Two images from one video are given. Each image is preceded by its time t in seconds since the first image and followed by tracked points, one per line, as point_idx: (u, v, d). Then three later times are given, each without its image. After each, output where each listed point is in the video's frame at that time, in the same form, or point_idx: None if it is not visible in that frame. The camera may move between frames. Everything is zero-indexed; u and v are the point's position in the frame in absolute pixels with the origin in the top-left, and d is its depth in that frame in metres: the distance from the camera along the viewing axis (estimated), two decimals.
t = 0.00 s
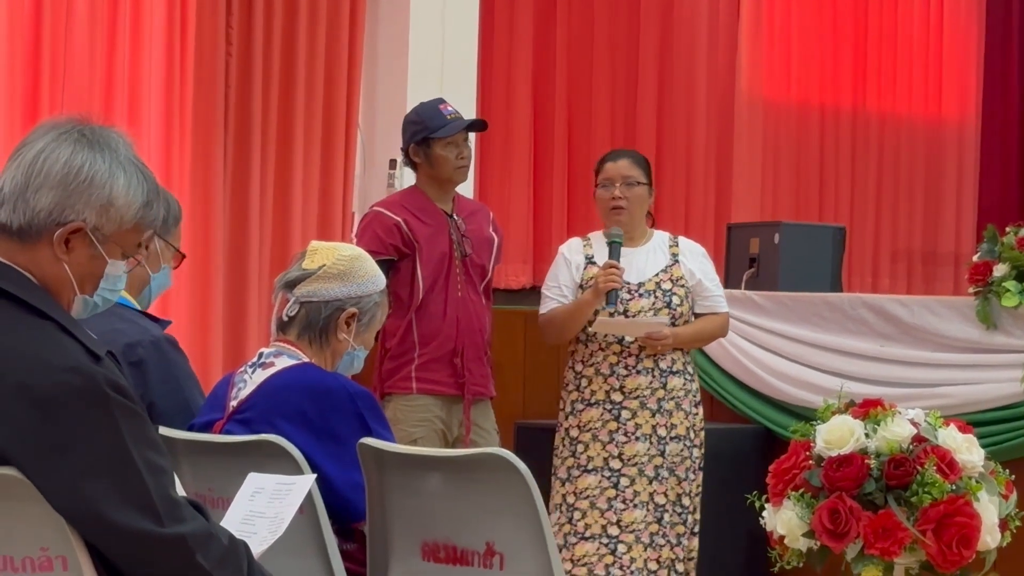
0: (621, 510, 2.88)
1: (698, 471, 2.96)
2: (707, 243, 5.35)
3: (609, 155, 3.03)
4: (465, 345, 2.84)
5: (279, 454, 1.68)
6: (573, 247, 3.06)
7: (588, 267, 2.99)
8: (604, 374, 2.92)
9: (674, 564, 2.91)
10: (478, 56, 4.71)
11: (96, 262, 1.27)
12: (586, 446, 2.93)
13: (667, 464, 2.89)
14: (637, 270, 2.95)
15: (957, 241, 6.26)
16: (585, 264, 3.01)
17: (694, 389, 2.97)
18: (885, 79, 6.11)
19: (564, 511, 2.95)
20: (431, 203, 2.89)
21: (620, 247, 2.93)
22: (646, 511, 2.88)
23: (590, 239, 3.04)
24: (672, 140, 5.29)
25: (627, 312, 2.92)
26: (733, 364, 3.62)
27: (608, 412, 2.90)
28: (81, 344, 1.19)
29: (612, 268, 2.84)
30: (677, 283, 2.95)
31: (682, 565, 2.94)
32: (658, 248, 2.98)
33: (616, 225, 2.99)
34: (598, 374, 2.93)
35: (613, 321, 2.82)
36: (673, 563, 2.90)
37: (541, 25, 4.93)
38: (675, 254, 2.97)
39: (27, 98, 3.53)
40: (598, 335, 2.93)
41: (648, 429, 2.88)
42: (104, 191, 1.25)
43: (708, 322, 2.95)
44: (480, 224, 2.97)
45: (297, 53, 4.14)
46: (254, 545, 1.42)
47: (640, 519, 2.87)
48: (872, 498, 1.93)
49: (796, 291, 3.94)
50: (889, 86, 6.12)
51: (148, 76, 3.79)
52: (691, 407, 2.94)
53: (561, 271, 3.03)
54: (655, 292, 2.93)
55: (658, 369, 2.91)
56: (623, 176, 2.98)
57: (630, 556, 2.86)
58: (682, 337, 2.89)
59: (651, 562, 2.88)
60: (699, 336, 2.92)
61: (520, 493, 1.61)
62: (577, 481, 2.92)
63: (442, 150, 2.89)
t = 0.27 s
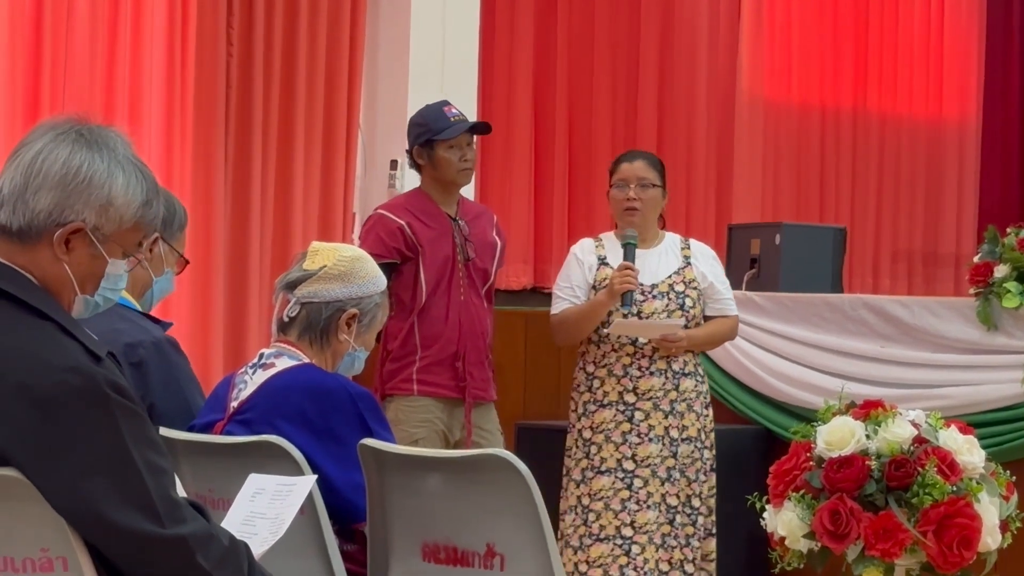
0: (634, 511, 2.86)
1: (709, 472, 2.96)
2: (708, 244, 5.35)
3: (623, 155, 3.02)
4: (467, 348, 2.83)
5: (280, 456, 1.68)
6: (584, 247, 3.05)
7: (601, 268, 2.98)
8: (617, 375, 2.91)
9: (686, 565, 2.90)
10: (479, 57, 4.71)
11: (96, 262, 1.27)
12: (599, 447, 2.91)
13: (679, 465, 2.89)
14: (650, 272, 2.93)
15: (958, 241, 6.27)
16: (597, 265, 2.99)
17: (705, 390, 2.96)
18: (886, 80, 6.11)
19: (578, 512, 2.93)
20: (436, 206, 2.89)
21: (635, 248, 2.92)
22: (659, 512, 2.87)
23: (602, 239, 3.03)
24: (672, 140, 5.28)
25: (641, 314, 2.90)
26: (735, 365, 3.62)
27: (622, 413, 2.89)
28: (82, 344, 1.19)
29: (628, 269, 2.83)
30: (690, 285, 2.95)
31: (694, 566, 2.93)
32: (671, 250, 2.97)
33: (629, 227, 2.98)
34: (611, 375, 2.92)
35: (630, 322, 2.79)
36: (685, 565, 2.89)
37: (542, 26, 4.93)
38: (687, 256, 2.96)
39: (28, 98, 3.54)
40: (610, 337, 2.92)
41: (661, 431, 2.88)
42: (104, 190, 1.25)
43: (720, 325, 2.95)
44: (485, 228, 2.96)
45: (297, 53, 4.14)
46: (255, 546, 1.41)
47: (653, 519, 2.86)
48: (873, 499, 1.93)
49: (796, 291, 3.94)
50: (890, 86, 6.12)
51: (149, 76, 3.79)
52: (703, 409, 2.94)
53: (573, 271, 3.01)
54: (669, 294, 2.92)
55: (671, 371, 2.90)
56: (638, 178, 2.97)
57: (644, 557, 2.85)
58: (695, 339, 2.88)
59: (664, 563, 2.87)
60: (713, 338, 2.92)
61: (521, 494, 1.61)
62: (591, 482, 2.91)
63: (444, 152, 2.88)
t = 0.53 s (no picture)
0: (646, 513, 2.84)
1: (719, 474, 2.93)
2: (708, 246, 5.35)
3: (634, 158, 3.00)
4: (470, 351, 2.83)
5: (280, 457, 1.68)
6: (595, 249, 3.03)
7: (613, 270, 2.95)
8: (629, 376, 2.88)
9: (697, 567, 2.87)
10: (479, 59, 4.70)
11: (96, 263, 1.27)
12: (612, 449, 2.88)
13: (690, 467, 2.87)
14: (663, 274, 2.91)
15: (958, 243, 6.28)
16: (609, 267, 2.97)
17: (714, 393, 2.95)
18: (887, 81, 6.11)
19: (595, 514, 2.90)
20: (444, 209, 2.90)
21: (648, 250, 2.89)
22: (670, 514, 2.85)
23: (613, 241, 3.01)
24: (673, 142, 5.28)
25: (654, 315, 2.88)
26: (734, 368, 3.64)
27: (634, 414, 2.86)
28: (82, 346, 1.19)
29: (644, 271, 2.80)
30: (702, 288, 2.93)
31: (705, 568, 2.90)
32: (681, 252, 2.95)
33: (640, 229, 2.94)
34: (623, 376, 2.89)
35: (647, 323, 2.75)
36: (696, 567, 2.87)
37: (543, 28, 4.93)
38: (698, 259, 2.95)
39: (28, 99, 3.54)
40: (622, 338, 2.89)
41: (672, 432, 2.86)
42: (102, 192, 1.25)
43: (730, 328, 2.95)
44: (492, 231, 2.95)
45: (298, 55, 4.14)
46: (255, 547, 1.42)
47: (664, 521, 2.84)
48: (874, 501, 1.93)
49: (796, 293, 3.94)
50: (890, 88, 6.12)
51: (150, 78, 3.79)
52: (712, 411, 2.92)
53: (585, 272, 2.99)
54: (681, 296, 2.90)
55: (682, 372, 2.88)
56: (650, 180, 2.94)
57: (655, 558, 2.83)
58: (708, 342, 2.87)
59: (673, 564, 2.86)
60: (724, 341, 2.91)
61: (521, 494, 1.61)
62: (607, 484, 2.88)
63: (449, 154, 2.88)
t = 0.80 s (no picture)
0: (656, 513, 2.83)
1: (725, 476, 2.94)
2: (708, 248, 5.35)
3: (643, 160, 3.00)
4: (481, 351, 2.82)
5: (281, 458, 1.68)
6: (603, 250, 3.02)
7: (621, 271, 2.95)
8: (639, 377, 2.87)
9: (705, 568, 2.87)
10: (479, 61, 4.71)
11: (96, 264, 1.27)
12: (624, 449, 2.87)
13: (699, 468, 2.87)
14: (671, 275, 2.90)
15: (957, 245, 6.28)
16: (618, 267, 2.96)
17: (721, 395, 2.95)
18: (887, 83, 6.11)
19: (608, 514, 2.89)
20: (456, 209, 2.89)
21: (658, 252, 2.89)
22: (679, 514, 2.85)
23: (621, 242, 3.00)
24: (673, 144, 5.28)
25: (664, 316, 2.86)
26: (736, 370, 3.66)
27: (644, 414, 2.85)
28: (82, 346, 1.19)
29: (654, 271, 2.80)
30: (711, 290, 2.93)
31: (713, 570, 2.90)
32: (689, 254, 2.96)
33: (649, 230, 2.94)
34: (632, 376, 2.88)
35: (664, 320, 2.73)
36: (704, 568, 2.86)
37: (543, 30, 4.93)
38: (705, 261, 2.95)
39: (28, 101, 3.54)
40: (632, 338, 2.88)
41: (681, 433, 2.85)
42: (101, 192, 1.25)
43: (737, 329, 2.94)
44: (506, 232, 2.94)
45: (298, 57, 4.14)
46: (255, 549, 1.42)
47: (674, 521, 2.83)
48: (874, 502, 1.93)
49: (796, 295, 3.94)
50: (890, 89, 6.12)
51: (150, 79, 3.79)
52: (719, 413, 2.93)
53: (592, 272, 2.97)
54: (690, 297, 2.89)
55: (691, 373, 2.88)
56: (660, 181, 2.94)
57: (664, 558, 2.82)
58: (719, 343, 2.87)
59: (682, 565, 2.85)
60: (733, 342, 2.91)
61: (521, 496, 1.61)
62: (621, 484, 2.87)
63: (463, 153, 2.87)
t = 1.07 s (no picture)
0: (663, 513, 2.83)
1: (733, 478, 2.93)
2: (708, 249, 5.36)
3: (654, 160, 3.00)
4: (495, 350, 2.80)
5: (280, 459, 1.68)
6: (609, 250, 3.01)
7: (629, 271, 2.94)
8: (645, 377, 2.87)
9: (714, 570, 2.85)
10: (479, 61, 4.70)
11: (96, 263, 1.27)
12: (630, 449, 2.88)
13: (706, 469, 2.86)
14: (679, 276, 2.91)
15: (957, 245, 6.29)
16: (625, 268, 2.95)
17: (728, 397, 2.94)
18: (887, 83, 6.11)
19: (615, 514, 2.89)
20: (472, 209, 2.88)
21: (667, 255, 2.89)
22: (687, 515, 2.84)
23: (628, 243, 2.99)
24: (673, 145, 5.29)
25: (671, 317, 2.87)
26: (735, 369, 3.68)
27: (651, 414, 2.85)
28: (82, 346, 1.19)
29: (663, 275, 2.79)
30: (717, 290, 2.93)
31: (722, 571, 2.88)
32: (695, 256, 2.96)
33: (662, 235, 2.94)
34: (638, 376, 2.88)
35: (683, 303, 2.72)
36: (713, 569, 2.85)
37: (543, 30, 4.92)
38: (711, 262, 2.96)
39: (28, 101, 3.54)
40: (638, 339, 2.88)
41: (688, 434, 2.85)
42: (102, 192, 1.25)
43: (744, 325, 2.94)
44: (522, 235, 2.92)
45: (298, 58, 4.14)
46: (255, 548, 1.42)
47: (681, 522, 2.82)
48: (873, 502, 1.93)
49: (796, 295, 3.94)
50: (890, 89, 6.13)
51: (150, 80, 3.79)
52: (726, 414, 2.92)
53: (599, 274, 2.97)
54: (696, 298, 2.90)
55: (698, 374, 2.88)
56: (673, 188, 2.93)
57: (671, 559, 2.81)
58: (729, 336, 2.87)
59: (690, 566, 2.83)
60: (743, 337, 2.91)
61: (521, 496, 1.61)
62: (627, 484, 2.87)
63: (482, 151, 2.87)
